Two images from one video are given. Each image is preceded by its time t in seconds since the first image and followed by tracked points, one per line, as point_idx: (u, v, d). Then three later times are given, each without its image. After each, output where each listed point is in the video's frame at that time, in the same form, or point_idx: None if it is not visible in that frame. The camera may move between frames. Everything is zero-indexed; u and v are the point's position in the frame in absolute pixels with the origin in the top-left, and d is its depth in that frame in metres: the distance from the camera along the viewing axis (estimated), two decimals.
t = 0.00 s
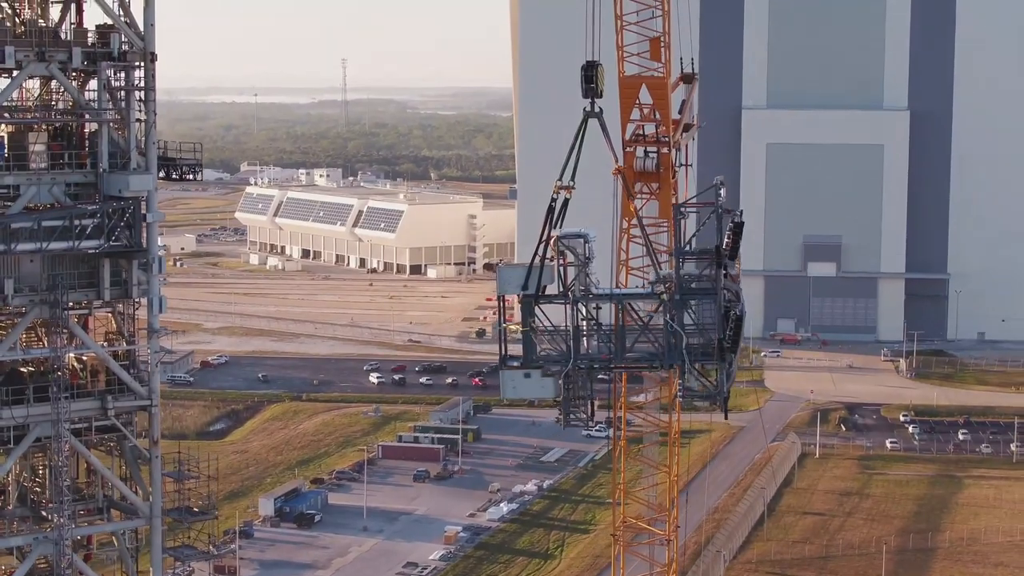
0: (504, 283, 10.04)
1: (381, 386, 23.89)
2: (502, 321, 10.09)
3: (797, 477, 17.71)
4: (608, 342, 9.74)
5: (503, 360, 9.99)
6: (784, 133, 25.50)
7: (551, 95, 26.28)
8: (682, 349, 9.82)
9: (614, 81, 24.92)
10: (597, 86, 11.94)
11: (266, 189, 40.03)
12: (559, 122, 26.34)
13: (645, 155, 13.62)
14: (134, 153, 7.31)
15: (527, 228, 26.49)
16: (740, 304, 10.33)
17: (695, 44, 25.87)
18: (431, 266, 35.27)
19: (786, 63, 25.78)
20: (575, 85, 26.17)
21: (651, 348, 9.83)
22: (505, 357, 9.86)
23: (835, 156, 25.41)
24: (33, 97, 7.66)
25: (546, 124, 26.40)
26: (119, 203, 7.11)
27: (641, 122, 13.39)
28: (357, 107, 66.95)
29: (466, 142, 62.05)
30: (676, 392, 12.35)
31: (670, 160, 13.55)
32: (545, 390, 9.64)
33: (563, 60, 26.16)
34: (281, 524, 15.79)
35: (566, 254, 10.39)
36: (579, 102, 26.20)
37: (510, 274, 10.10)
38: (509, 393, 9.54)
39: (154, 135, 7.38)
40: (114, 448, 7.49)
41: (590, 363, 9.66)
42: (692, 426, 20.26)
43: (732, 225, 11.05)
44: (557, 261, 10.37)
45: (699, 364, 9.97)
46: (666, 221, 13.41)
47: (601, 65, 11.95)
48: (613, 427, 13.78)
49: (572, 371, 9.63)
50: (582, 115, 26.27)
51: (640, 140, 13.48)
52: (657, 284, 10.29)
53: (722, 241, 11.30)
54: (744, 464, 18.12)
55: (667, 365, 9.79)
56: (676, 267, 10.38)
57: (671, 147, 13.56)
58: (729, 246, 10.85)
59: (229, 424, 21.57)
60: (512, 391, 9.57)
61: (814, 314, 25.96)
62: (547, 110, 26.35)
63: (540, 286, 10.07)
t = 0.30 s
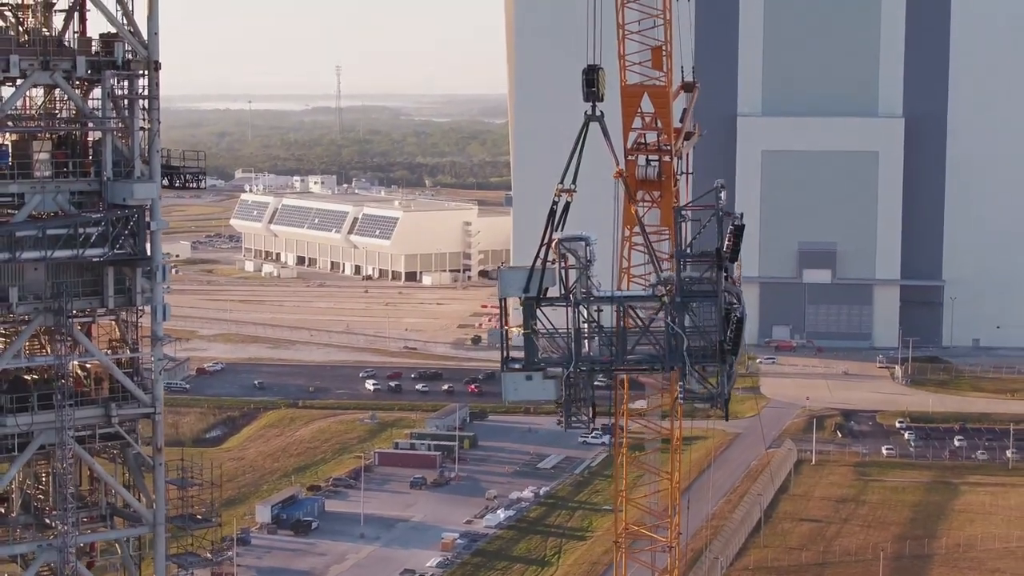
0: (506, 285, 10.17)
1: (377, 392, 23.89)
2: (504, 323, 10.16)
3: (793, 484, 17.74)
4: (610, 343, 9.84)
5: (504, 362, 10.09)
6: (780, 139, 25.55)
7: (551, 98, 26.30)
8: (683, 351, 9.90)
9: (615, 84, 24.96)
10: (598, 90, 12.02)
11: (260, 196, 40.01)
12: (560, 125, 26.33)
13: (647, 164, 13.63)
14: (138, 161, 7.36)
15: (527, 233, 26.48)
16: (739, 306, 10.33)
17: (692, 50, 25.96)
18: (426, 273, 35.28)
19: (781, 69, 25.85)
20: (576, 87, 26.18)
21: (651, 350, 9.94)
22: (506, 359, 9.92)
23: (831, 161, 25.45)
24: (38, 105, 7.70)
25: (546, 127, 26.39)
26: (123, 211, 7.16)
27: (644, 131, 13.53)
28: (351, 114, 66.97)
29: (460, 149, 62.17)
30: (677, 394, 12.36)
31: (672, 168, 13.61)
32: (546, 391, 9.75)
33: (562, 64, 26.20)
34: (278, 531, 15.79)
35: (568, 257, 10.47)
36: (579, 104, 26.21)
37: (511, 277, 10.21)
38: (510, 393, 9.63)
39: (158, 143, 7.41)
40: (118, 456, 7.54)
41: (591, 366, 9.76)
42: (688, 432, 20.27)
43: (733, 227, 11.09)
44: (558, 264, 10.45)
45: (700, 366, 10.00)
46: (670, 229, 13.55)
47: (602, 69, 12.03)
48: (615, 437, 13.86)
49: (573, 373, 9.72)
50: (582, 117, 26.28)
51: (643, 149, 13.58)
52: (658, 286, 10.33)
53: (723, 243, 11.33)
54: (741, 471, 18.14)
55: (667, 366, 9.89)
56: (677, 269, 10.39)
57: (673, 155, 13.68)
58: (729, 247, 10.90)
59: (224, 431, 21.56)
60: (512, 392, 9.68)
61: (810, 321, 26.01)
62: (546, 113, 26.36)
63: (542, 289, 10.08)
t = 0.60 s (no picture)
0: (508, 287, 10.23)
1: (373, 400, 23.88)
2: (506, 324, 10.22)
3: (789, 491, 17.76)
4: (611, 346, 9.90)
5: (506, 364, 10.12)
6: (776, 145, 25.57)
7: (551, 104, 26.31)
8: (684, 353, 9.87)
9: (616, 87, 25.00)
10: (600, 93, 12.08)
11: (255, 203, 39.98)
12: (561, 131, 26.34)
13: (649, 172, 13.82)
14: (142, 170, 7.40)
15: (529, 239, 26.46)
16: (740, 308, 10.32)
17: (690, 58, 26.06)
18: (421, 280, 35.28)
19: (776, 76, 25.90)
20: (577, 91, 26.20)
21: (652, 353, 9.94)
22: (507, 361, 9.96)
23: (827, 168, 25.51)
24: (40, 113, 7.74)
25: (546, 134, 26.41)
26: (128, 220, 7.22)
27: (645, 139, 13.63)
28: (345, 122, 66.97)
29: (455, 156, 62.27)
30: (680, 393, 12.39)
31: (673, 177, 13.75)
32: (548, 393, 9.74)
33: (562, 69, 26.22)
34: (275, 539, 15.79)
35: (569, 260, 10.46)
36: (581, 109, 26.23)
37: (513, 278, 10.27)
38: (510, 395, 9.65)
39: (161, 151, 7.46)
40: (121, 464, 7.61)
41: (592, 367, 9.85)
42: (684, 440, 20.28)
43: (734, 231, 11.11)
44: (559, 266, 10.48)
45: (701, 368, 9.99)
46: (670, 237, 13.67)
47: (604, 73, 12.11)
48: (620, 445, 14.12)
49: (573, 374, 9.81)
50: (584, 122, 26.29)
51: (644, 157, 13.71)
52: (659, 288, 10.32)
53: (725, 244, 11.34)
54: (736, 478, 18.16)
55: (669, 368, 9.86)
56: (678, 271, 10.31)
57: (675, 164, 13.79)
58: (731, 249, 10.89)
59: (221, 438, 21.54)
60: (514, 395, 9.67)
61: (805, 328, 26.01)
62: (546, 120, 26.38)
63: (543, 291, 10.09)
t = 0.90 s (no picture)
0: (511, 290, 10.46)
1: (370, 408, 23.89)
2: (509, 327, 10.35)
3: (787, 498, 17.78)
4: (614, 350, 10.01)
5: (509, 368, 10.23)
6: (773, 152, 25.60)
7: (553, 110, 26.36)
8: (686, 357, 10.03)
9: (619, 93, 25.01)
10: (603, 97, 12.22)
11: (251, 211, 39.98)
12: (563, 137, 26.37)
13: (652, 182, 13.89)
14: (148, 180, 7.49)
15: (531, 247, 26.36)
16: (742, 313, 10.42)
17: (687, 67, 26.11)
18: (418, 288, 35.32)
19: (773, 83, 25.93)
20: (579, 99, 26.24)
21: (655, 357, 10.08)
22: (510, 365, 10.12)
23: (824, 177, 25.57)
24: (45, 122, 7.81)
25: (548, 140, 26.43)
26: (134, 229, 7.29)
27: (650, 149, 13.83)
28: (341, 131, 67.00)
29: (450, 163, 62.38)
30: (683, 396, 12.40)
31: (677, 186, 13.77)
32: (550, 397, 9.88)
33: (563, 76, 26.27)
34: (273, 547, 15.79)
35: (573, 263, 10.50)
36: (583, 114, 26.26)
37: (517, 285, 10.50)
38: (513, 399, 9.73)
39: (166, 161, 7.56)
40: (126, 472, 7.72)
41: (594, 371, 9.97)
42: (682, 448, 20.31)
43: (738, 235, 11.29)
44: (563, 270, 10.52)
45: (703, 372, 10.17)
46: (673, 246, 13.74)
47: (607, 77, 12.24)
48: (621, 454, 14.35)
49: (575, 378, 9.96)
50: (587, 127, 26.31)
51: (648, 167, 13.88)
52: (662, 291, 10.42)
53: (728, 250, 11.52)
54: (734, 485, 18.18)
55: (670, 373, 10.01)
56: (680, 276, 10.41)
57: (679, 174, 13.93)
58: (734, 253, 11.04)
59: (218, 446, 21.55)
60: (517, 398, 9.76)
61: (801, 336, 26.10)
62: (548, 126, 26.42)
63: (546, 295, 10.21)
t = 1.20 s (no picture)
0: (516, 294, 10.87)
1: (368, 414, 23.89)
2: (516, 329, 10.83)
3: (785, 504, 17.81)
4: (618, 352, 10.53)
5: (514, 369, 10.72)
6: (772, 159, 25.61)
7: (557, 112, 26.32)
8: (690, 359, 10.58)
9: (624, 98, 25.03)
10: (607, 101, 12.57)
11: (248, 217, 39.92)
12: (567, 138, 26.33)
13: (656, 190, 13.97)
14: (154, 188, 7.65)
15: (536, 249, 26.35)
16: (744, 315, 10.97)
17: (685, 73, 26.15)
18: (415, 294, 35.31)
19: (771, 87, 25.97)
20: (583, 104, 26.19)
21: (659, 358, 10.61)
22: (515, 367, 10.55)
23: (825, 183, 25.60)
24: (51, 130, 7.96)
25: (552, 142, 26.41)
26: (140, 237, 7.48)
27: (653, 156, 13.72)
28: (337, 137, 66.91)
29: (447, 169, 62.39)
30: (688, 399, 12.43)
31: (681, 194, 13.87)
32: (555, 398, 10.29)
33: (566, 78, 26.23)
34: (272, 553, 15.81)
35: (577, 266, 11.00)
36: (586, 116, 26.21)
37: (521, 287, 10.90)
38: (518, 401, 10.17)
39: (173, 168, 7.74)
40: (132, 480, 7.89)
41: (599, 373, 10.43)
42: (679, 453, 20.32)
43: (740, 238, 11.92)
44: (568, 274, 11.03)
45: (706, 373, 10.74)
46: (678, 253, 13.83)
47: (611, 81, 12.58)
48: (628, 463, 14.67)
49: (580, 380, 10.41)
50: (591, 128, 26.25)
51: (652, 175, 13.87)
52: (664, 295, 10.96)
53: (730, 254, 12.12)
54: (733, 491, 18.21)
55: (675, 374, 10.56)
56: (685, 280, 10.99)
57: (683, 182, 13.88)
58: (736, 257, 11.66)
59: (216, 452, 21.55)
60: (521, 400, 10.23)
61: (799, 341, 26.12)
62: (551, 128, 26.38)
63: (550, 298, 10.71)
